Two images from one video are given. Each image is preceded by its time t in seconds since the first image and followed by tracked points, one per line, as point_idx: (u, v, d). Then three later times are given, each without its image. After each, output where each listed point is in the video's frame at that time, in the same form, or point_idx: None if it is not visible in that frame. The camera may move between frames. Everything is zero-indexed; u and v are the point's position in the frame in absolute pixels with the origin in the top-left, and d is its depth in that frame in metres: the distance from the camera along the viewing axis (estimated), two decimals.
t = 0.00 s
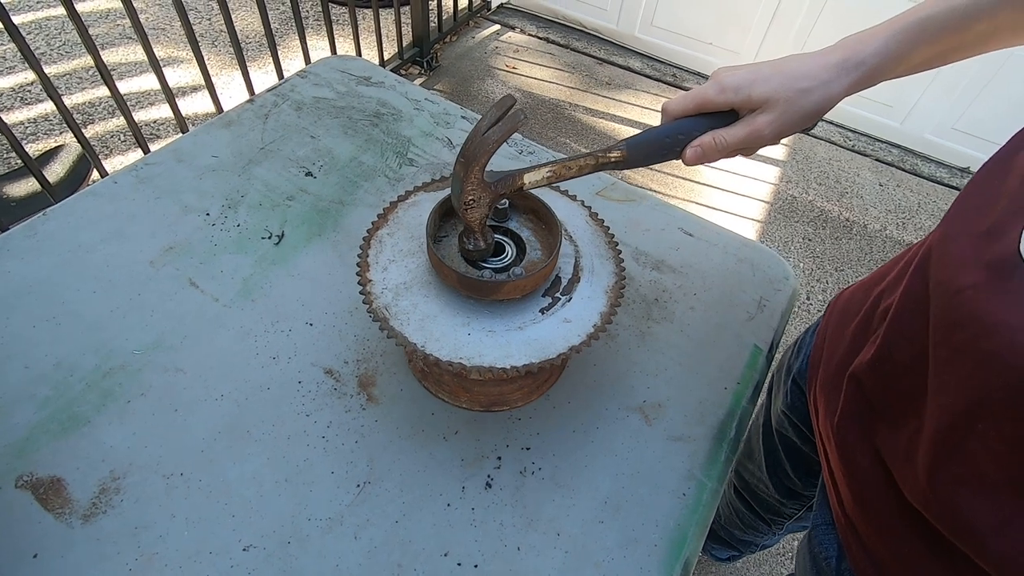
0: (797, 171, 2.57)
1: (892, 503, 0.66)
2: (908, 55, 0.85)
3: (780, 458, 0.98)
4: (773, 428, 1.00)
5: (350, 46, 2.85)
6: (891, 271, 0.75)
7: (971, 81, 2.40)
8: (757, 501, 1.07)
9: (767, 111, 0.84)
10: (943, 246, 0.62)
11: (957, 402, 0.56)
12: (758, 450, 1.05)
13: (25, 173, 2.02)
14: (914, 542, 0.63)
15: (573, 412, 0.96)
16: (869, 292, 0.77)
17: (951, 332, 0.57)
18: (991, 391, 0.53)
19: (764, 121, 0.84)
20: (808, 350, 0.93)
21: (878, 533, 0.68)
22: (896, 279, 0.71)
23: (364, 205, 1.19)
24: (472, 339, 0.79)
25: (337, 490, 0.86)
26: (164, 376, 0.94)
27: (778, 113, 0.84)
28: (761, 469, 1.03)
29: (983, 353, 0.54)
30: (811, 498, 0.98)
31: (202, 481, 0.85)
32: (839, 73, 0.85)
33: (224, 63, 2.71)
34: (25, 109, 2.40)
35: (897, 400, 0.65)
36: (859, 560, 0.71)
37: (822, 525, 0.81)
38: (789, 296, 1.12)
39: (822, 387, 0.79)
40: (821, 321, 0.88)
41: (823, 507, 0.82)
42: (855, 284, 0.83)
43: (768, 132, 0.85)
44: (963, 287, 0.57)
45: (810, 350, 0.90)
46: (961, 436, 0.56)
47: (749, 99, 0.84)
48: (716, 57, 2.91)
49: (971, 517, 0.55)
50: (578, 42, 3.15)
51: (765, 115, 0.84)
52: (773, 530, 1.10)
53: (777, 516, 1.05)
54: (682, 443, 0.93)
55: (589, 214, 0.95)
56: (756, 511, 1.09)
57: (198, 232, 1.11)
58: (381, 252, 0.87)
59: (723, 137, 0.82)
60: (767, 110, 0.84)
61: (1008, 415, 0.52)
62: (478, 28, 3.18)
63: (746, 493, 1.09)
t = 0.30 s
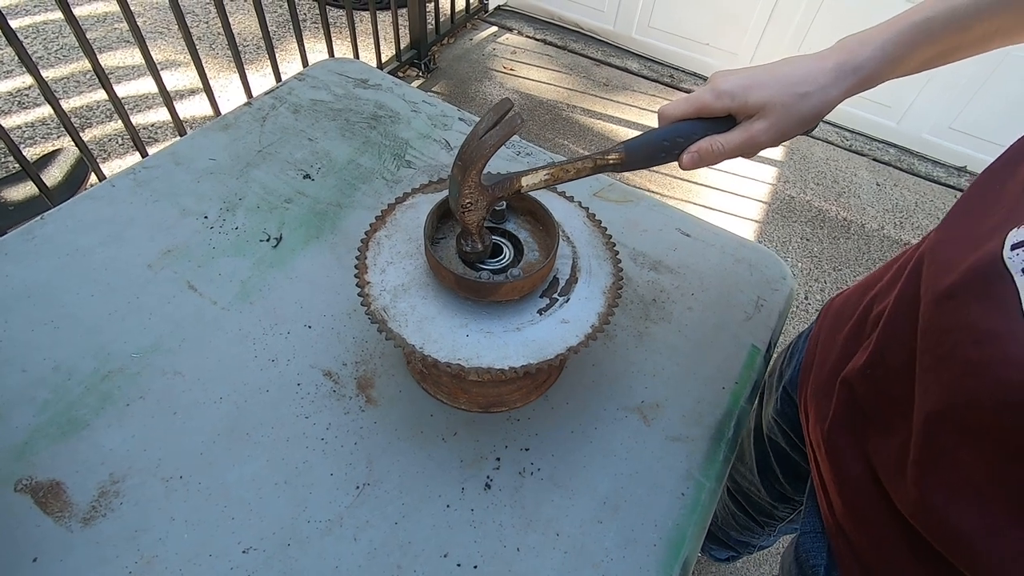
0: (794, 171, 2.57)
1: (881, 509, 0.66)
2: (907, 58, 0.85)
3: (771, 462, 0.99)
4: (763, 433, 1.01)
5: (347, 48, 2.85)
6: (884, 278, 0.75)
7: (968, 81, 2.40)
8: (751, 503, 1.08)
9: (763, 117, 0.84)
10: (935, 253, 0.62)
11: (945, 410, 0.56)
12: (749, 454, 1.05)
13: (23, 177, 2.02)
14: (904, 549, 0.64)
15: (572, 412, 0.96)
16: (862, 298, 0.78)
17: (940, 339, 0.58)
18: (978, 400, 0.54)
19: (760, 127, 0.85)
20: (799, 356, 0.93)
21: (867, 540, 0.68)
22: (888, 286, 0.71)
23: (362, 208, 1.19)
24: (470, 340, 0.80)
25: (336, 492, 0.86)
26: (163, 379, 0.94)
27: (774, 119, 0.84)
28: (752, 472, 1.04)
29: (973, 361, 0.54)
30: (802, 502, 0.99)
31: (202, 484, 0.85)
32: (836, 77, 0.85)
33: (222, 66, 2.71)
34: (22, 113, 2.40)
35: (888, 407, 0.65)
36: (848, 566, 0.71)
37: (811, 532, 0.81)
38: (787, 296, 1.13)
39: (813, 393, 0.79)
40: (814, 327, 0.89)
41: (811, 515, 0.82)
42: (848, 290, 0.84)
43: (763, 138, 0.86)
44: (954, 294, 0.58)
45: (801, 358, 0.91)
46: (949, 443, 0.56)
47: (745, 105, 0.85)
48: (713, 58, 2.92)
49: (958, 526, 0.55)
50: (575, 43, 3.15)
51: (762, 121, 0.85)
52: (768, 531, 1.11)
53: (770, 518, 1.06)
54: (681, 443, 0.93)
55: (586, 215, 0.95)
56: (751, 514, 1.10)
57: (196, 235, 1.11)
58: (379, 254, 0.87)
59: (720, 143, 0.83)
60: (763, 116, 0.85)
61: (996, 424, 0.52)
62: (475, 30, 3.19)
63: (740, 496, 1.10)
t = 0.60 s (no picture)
0: (797, 173, 2.57)
1: (891, 522, 0.66)
2: (917, 65, 0.85)
3: (780, 471, 0.99)
4: (773, 441, 1.01)
5: (350, 52, 2.86)
6: (898, 289, 0.75)
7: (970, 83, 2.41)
8: (757, 511, 1.08)
9: (771, 124, 0.85)
10: (952, 267, 0.61)
11: (957, 431, 0.56)
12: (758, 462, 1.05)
13: (27, 180, 2.03)
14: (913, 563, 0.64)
15: (578, 415, 0.96)
16: (875, 308, 0.77)
17: (954, 358, 0.57)
18: (992, 422, 0.53)
19: (768, 135, 0.85)
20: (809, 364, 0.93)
21: (874, 552, 0.68)
22: (902, 297, 0.71)
23: (368, 210, 1.19)
24: (477, 344, 0.80)
25: (344, 495, 0.86)
26: (170, 382, 0.94)
27: (782, 127, 0.85)
28: (760, 479, 1.04)
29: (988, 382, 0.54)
30: (810, 512, 0.99)
31: (209, 487, 0.85)
32: (846, 84, 0.85)
33: (225, 69, 2.72)
34: (26, 116, 2.41)
35: (899, 421, 0.65)
36: None
37: (820, 543, 0.81)
38: (792, 298, 1.13)
39: (824, 404, 0.79)
40: (825, 336, 0.88)
41: (821, 525, 0.82)
42: (861, 299, 0.83)
43: (772, 145, 0.86)
44: (969, 311, 0.57)
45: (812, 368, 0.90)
46: (960, 464, 0.56)
47: (754, 112, 0.85)
48: (715, 60, 2.92)
49: (970, 546, 0.55)
50: (578, 46, 3.16)
51: (770, 128, 0.85)
52: (773, 539, 1.12)
53: (777, 526, 1.06)
54: (687, 445, 0.93)
55: (592, 219, 0.96)
56: (757, 521, 1.10)
57: (203, 238, 1.11)
58: (386, 257, 0.87)
59: (729, 149, 0.83)
60: (771, 123, 0.85)
61: (1010, 447, 0.52)
62: (477, 32, 3.19)
63: (746, 503, 1.10)
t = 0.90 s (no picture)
0: (798, 176, 2.58)
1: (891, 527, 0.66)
2: (918, 72, 0.85)
3: (780, 474, 0.99)
4: (774, 444, 1.01)
5: (352, 54, 2.87)
6: (903, 294, 0.75)
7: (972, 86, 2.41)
8: (755, 514, 1.08)
9: (773, 130, 0.85)
10: (959, 272, 0.61)
11: (963, 436, 0.56)
12: (758, 465, 1.06)
13: (30, 182, 2.03)
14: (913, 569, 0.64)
15: (580, 418, 0.96)
16: (880, 312, 0.77)
17: (963, 364, 0.57)
18: (999, 429, 0.53)
19: (769, 140, 0.85)
20: (811, 368, 0.93)
21: (872, 555, 0.68)
22: (909, 302, 0.71)
23: (370, 214, 1.20)
24: (479, 347, 0.80)
25: (346, 498, 0.86)
26: (172, 385, 0.94)
27: (784, 132, 0.85)
28: (759, 483, 1.04)
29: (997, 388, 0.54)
30: (809, 517, 0.99)
31: (212, 490, 0.85)
32: (847, 90, 0.85)
33: (227, 72, 2.73)
34: (29, 119, 2.42)
35: (902, 425, 0.65)
36: None
37: (819, 547, 0.81)
38: (794, 301, 1.13)
39: (826, 407, 0.79)
40: (828, 340, 0.88)
41: (821, 529, 0.82)
42: (865, 304, 0.83)
43: (774, 150, 0.86)
44: (977, 316, 0.57)
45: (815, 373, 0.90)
46: (965, 469, 0.56)
47: (754, 118, 0.86)
48: (716, 63, 2.93)
49: (972, 552, 0.55)
50: (579, 49, 3.16)
51: (771, 134, 0.85)
52: (770, 543, 1.12)
53: (775, 530, 1.06)
54: (689, 449, 0.93)
55: (594, 223, 0.96)
56: (754, 525, 1.10)
57: (205, 242, 1.12)
58: (389, 260, 0.87)
59: (730, 155, 0.83)
60: (772, 129, 0.85)
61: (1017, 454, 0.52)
62: (479, 36, 3.20)
63: (745, 506, 1.11)
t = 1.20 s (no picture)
0: (798, 178, 2.58)
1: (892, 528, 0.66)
2: (918, 76, 0.85)
3: (780, 475, 0.99)
4: (774, 444, 1.00)
5: (352, 56, 2.87)
6: (907, 295, 0.74)
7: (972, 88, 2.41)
8: (754, 515, 1.08)
9: (772, 132, 0.85)
10: (963, 272, 0.61)
11: (966, 437, 0.56)
12: (757, 465, 1.05)
13: (31, 183, 2.04)
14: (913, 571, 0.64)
15: (579, 419, 0.96)
16: (884, 313, 0.77)
17: (967, 365, 0.57)
18: (1003, 430, 0.53)
19: (768, 142, 0.85)
20: (812, 369, 0.93)
21: (872, 556, 0.68)
22: (914, 302, 0.70)
23: (369, 215, 1.20)
24: (478, 348, 0.80)
25: (344, 499, 0.86)
26: (171, 386, 0.94)
27: (783, 135, 0.85)
28: (758, 483, 1.04)
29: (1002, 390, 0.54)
30: (808, 517, 0.99)
31: (210, 491, 0.85)
32: (846, 93, 0.85)
33: (228, 73, 2.73)
34: (30, 120, 2.42)
35: (906, 426, 0.65)
36: None
37: (822, 548, 0.81)
38: (793, 303, 1.13)
39: (829, 407, 0.79)
40: (830, 340, 0.88)
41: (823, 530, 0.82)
42: (868, 305, 0.83)
43: (773, 153, 0.86)
44: (981, 317, 0.57)
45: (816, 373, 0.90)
46: (968, 470, 0.56)
47: (753, 120, 0.86)
48: (717, 65, 2.93)
49: (973, 552, 0.55)
50: (579, 51, 3.17)
51: (770, 136, 0.85)
52: (768, 544, 1.12)
53: (773, 531, 1.06)
54: (688, 450, 0.93)
55: (592, 224, 0.96)
56: (753, 526, 1.10)
57: (205, 243, 1.12)
58: (387, 261, 0.87)
59: (729, 158, 0.83)
60: (771, 131, 0.85)
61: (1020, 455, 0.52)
62: (479, 37, 3.20)
63: (743, 507, 1.11)
